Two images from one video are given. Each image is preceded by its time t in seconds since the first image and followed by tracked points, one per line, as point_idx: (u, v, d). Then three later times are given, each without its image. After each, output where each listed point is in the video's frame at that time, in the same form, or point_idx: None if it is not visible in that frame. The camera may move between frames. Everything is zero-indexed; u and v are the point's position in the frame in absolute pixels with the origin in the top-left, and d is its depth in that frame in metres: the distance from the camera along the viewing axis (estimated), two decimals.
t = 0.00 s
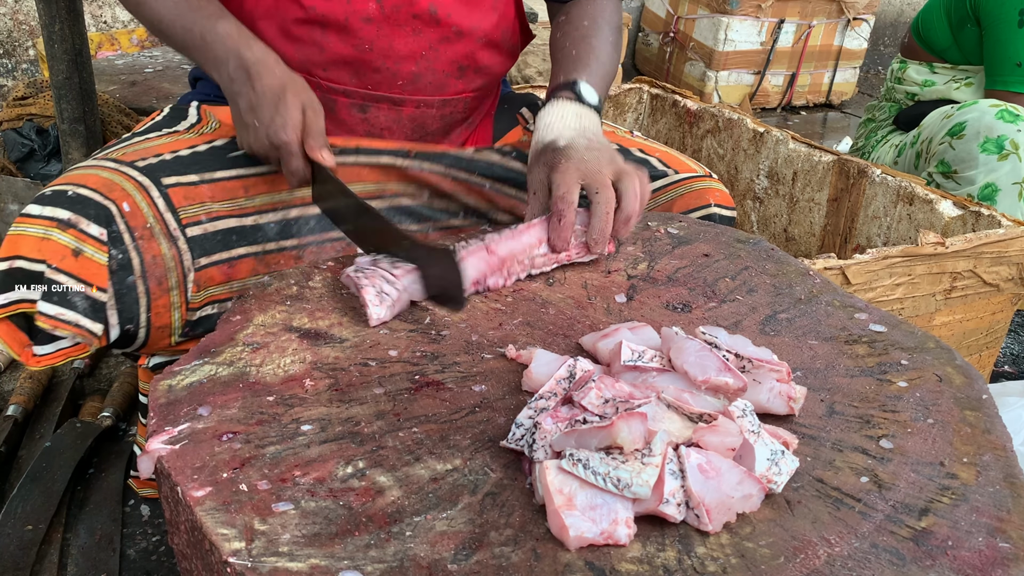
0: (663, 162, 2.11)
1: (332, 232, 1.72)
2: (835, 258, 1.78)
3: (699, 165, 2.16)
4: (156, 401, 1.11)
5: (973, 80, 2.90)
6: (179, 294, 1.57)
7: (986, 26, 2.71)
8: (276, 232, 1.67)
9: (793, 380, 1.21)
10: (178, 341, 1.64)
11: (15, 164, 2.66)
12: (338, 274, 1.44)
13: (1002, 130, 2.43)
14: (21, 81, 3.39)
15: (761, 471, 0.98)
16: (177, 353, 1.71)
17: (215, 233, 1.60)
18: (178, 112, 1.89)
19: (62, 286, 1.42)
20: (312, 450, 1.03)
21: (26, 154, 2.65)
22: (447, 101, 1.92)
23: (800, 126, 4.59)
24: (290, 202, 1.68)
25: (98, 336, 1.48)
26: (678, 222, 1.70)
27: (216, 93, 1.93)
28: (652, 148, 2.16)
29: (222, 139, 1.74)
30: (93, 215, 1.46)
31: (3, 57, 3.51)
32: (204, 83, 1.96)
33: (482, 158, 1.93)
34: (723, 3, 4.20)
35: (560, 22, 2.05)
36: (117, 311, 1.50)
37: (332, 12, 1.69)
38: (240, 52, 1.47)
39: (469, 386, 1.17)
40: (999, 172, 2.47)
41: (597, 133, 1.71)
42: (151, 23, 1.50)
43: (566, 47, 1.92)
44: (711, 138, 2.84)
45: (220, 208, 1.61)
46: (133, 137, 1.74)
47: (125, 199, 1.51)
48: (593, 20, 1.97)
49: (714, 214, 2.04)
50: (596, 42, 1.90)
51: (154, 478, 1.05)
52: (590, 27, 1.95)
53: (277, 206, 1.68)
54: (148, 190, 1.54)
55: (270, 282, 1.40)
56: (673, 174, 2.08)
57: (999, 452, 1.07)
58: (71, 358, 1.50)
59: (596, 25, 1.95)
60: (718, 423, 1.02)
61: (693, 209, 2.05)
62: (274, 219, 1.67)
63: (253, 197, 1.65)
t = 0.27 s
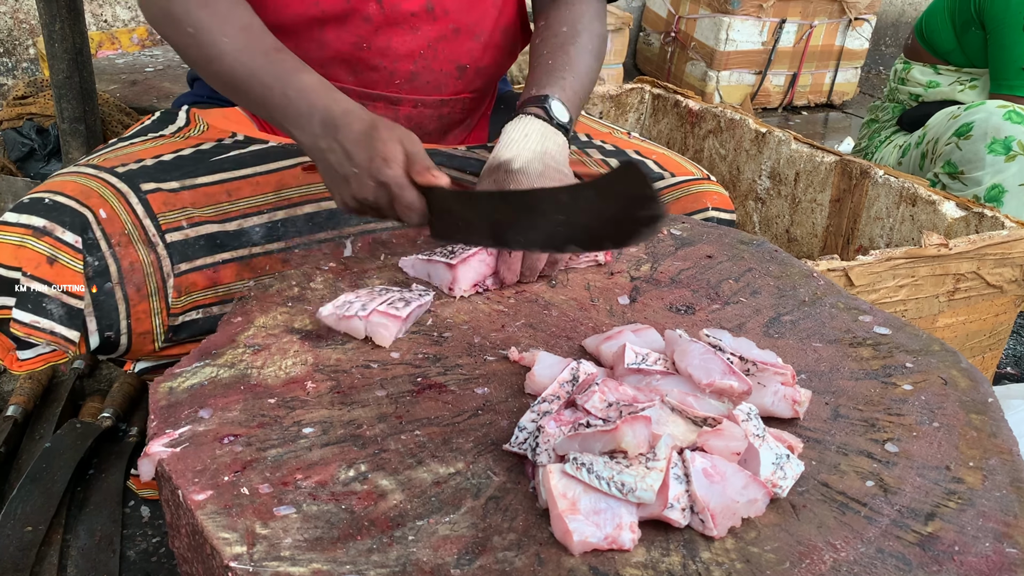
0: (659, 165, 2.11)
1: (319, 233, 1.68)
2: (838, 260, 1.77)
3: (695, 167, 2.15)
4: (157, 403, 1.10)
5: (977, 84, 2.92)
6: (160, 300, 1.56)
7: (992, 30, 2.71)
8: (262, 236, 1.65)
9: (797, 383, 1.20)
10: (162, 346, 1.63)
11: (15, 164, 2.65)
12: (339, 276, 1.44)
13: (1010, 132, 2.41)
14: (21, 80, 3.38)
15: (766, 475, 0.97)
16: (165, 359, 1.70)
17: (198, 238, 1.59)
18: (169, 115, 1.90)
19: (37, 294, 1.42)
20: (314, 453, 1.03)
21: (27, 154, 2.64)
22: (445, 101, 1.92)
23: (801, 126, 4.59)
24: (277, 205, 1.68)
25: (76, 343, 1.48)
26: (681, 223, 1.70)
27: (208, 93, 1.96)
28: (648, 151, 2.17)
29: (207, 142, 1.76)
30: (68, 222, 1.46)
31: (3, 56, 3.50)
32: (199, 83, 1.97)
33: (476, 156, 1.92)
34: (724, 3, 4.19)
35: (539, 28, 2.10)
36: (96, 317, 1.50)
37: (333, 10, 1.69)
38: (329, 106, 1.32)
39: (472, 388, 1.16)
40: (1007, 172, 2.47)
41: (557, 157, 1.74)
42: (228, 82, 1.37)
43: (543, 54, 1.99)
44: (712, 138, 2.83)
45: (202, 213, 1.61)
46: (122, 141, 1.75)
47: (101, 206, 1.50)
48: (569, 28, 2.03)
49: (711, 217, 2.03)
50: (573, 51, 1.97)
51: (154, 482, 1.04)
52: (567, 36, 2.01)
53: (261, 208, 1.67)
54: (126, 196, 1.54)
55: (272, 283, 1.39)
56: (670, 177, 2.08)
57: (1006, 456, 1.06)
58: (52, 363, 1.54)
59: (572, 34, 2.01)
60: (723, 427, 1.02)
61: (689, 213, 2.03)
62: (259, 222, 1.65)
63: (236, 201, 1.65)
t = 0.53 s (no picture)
0: (666, 165, 2.11)
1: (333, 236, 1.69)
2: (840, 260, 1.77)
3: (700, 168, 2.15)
4: (156, 406, 1.09)
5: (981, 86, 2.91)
6: (191, 298, 1.56)
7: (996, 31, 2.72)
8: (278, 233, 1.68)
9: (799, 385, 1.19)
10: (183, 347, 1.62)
11: (14, 165, 2.64)
12: (340, 277, 1.43)
13: (1014, 131, 2.42)
14: (21, 81, 3.37)
15: (769, 477, 0.97)
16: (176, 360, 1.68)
17: (223, 235, 1.60)
18: (174, 115, 1.88)
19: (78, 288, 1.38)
20: (314, 455, 1.02)
21: (26, 155, 2.63)
22: (448, 104, 1.92)
23: (800, 127, 4.58)
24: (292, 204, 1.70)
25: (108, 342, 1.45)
26: (682, 224, 1.69)
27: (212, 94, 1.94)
28: (657, 152, 2.17)
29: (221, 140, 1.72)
30: (106, 215, 1.45)
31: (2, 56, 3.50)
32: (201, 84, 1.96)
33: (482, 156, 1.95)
34: (724, 4, 4.19)
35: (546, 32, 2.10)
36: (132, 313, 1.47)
37: (334, 17, 1.68)
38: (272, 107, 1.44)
39: (473, 390, 1.16)
40: (1011, 172, 2.47)
41: (559, 157, 1.73)
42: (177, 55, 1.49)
43: (547, 58, 2.00)
44: (712, 139, 2.83)
45: (224, 211, 1.62)
46: (132, 141, 1.72)
47: (132, 203, 1.50)
48: (576, 33, 2.03)
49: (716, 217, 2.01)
50: (577, 57, 1.97)
51: (154, 485, 1.03)
52: (573, 40, 2.01)
53: (279, 205, 1.69)
54: (155, 194, 1.54)
55: (271, 284, 1.39)
56: (677, 176, 2.08)
57: (1010, 458, 1.06)
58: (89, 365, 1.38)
59: (578, 39, 2.02)
60: (726, 429, 1.01)
61: (694, 212, 2.03)
62: (277, 218, 1.68)
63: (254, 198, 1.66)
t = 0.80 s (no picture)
0: (651, 169, 2.11)
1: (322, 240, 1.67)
2: (838, 266, 1.77)
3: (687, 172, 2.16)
4: (155, 413, 1.09)
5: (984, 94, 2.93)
6: (161, 305, 1.55)
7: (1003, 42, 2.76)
8: (260, 242, 1.64)
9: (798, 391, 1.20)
10: (160, 354, 1.61)
11: (12, 172, 2.65)
12: (339, 284, 1.43)
13: (1015, 138, 2.43)
14: (20, 88, 3.38)
15: (767, 485, 0.97)
16: (166, 367, 1.67)
17: (196, 242, 1.58)
18: (162, 125, 1.88)
19: (42, 296, 1.42)
20: (314, 463, 1.02)
21: (24, 161, 2.63)
22: (438, 111, 1.92)
23: (798, 133, 4.60)
24: (272, 211, 1.67)
25: (80, 346, 1.48)
26: (680, 230, 1.70)
27: (203, 101, 1.93)
28: (641, 156, 2.17)
29: (203, 149, 1.73)
30: (72, 224, 1.47)
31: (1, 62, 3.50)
32: (195, 92, 1.96)
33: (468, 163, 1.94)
34: (721, 10, 4.20)
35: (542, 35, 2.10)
36: (99, 321, 1.49)
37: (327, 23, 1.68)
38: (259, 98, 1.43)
39: (472, 397, 1.16)
40: (1011, 180, 2.46)
41: (550, 160, 1.75)
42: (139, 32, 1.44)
43: (542, 63, 2.01)
44: (710, 145, 2.84)
45: (200, 219, 1.60)
46: (118, 149, 1.73)
47: (102, 211, 1.50)
48: (568, 39, 2.03)
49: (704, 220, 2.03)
50: (571, 61, 1.98)
51: (153, 492, 1.03)
52: (566, 45, 2.02)
53: (260, 215, 1.66)
54: (126, 202, 1.54)
55: (270, 291, 1.39)
56: (661, 181, 2.08)
57: (1008, 465, 1.06)
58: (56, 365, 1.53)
59: (572, 44, 2.02)
60: (725, 436, 1.01)
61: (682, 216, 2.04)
62: (257, 228, 1.65)
63: (233, 208, 1.64)
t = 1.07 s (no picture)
0: (658, 188, 2.12)
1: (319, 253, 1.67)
2: (833, 280, 1.78)
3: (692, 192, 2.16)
4: (153, 428, 1.09)
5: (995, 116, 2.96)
6: (179, 318, 1.55)
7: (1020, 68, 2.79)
8: (273, 257, 1.64)
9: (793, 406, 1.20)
10: (174, 365, 1.62)
11: (10, 184, 2.65)
12: (336, 298, 1.43)
13: (1019, 156, 2.43)
14: (18, 100, 3.39)
15: (763, 500, 0.97)
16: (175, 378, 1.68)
17: (214, 255, 1.58)
18: (172, 134, 1.89)
19: (66, 308, 1.40)
20: (310, 478, 1.02)
21: (22, 174, 2.64)
22: (447, 126, 1.93)
23: (794, 146, 4.62)
24: (285, 226, 1.67)
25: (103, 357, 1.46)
26: (676, 244, 1.70)
27: (212, 112, 1.93)
28: (648, 174, 2.18)
29: (217, 160, 1.74)
30: (95, 236, 1.45)
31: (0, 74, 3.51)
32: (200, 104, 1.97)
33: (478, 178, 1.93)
34: (717, 23, 4.23)
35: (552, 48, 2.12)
36: (121, 331, 1.48)
37: (337, 39, 1.70)
38: (282, 98, 1.41)
39: (469, 411, 1.16)
40: (1013, 198, 2.46)
41: (562, 167, 1.75)
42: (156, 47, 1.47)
43: (552, 73, 2.02)
44: (706, 159, 2.85)
45: (216, 231, 1.59)
46: (131, 159, 1.73)
47: (124, 224, 1.49)
48: (579, 50, 2.05)
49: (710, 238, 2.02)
50: (582, 71, 1.99)
51: (150, 507, 1.03)
52: (577, 56, 2.03)
53: (272, 229, 1.66)
54: (147, 213, 1.52)
55: (268, 305, 1.39)
56: (667, 199, 2.09)
57: (1003, 480, 1.06)
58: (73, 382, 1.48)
59: (582, 54, 2.03)
60: (720, 450, 1.02)
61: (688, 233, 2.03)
62: (270, 242, 1.65)
63: (248, 222, 1.64)
